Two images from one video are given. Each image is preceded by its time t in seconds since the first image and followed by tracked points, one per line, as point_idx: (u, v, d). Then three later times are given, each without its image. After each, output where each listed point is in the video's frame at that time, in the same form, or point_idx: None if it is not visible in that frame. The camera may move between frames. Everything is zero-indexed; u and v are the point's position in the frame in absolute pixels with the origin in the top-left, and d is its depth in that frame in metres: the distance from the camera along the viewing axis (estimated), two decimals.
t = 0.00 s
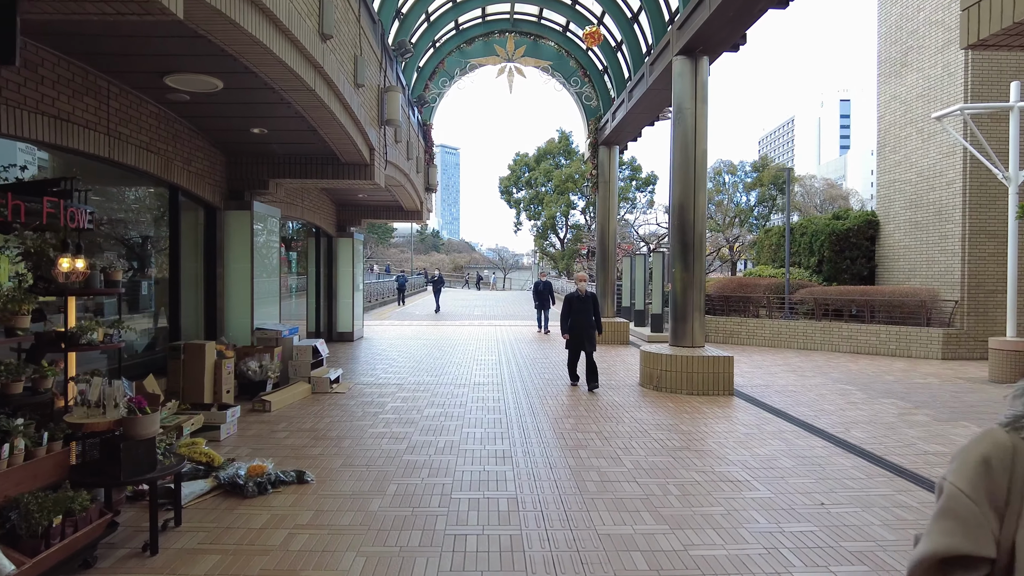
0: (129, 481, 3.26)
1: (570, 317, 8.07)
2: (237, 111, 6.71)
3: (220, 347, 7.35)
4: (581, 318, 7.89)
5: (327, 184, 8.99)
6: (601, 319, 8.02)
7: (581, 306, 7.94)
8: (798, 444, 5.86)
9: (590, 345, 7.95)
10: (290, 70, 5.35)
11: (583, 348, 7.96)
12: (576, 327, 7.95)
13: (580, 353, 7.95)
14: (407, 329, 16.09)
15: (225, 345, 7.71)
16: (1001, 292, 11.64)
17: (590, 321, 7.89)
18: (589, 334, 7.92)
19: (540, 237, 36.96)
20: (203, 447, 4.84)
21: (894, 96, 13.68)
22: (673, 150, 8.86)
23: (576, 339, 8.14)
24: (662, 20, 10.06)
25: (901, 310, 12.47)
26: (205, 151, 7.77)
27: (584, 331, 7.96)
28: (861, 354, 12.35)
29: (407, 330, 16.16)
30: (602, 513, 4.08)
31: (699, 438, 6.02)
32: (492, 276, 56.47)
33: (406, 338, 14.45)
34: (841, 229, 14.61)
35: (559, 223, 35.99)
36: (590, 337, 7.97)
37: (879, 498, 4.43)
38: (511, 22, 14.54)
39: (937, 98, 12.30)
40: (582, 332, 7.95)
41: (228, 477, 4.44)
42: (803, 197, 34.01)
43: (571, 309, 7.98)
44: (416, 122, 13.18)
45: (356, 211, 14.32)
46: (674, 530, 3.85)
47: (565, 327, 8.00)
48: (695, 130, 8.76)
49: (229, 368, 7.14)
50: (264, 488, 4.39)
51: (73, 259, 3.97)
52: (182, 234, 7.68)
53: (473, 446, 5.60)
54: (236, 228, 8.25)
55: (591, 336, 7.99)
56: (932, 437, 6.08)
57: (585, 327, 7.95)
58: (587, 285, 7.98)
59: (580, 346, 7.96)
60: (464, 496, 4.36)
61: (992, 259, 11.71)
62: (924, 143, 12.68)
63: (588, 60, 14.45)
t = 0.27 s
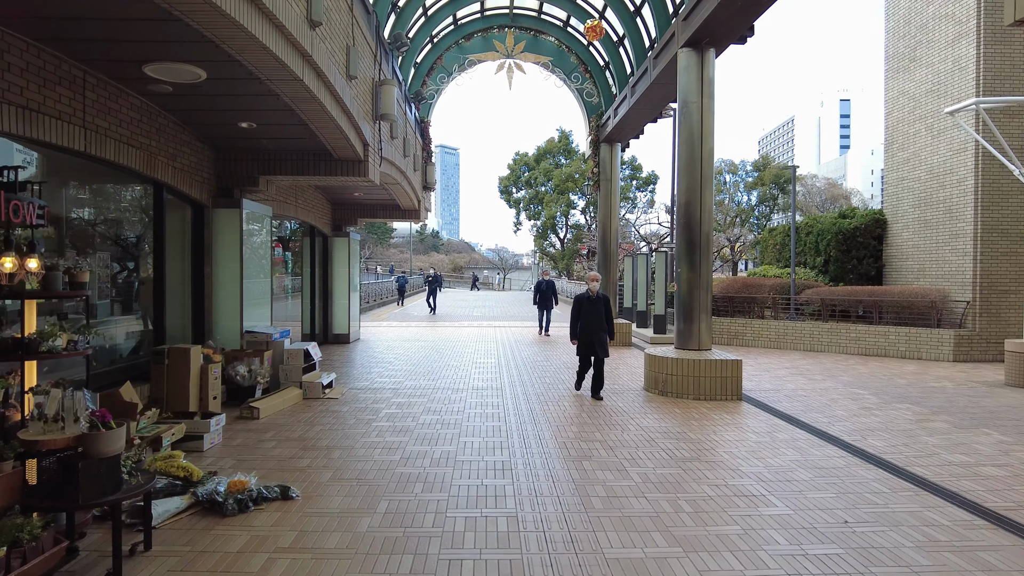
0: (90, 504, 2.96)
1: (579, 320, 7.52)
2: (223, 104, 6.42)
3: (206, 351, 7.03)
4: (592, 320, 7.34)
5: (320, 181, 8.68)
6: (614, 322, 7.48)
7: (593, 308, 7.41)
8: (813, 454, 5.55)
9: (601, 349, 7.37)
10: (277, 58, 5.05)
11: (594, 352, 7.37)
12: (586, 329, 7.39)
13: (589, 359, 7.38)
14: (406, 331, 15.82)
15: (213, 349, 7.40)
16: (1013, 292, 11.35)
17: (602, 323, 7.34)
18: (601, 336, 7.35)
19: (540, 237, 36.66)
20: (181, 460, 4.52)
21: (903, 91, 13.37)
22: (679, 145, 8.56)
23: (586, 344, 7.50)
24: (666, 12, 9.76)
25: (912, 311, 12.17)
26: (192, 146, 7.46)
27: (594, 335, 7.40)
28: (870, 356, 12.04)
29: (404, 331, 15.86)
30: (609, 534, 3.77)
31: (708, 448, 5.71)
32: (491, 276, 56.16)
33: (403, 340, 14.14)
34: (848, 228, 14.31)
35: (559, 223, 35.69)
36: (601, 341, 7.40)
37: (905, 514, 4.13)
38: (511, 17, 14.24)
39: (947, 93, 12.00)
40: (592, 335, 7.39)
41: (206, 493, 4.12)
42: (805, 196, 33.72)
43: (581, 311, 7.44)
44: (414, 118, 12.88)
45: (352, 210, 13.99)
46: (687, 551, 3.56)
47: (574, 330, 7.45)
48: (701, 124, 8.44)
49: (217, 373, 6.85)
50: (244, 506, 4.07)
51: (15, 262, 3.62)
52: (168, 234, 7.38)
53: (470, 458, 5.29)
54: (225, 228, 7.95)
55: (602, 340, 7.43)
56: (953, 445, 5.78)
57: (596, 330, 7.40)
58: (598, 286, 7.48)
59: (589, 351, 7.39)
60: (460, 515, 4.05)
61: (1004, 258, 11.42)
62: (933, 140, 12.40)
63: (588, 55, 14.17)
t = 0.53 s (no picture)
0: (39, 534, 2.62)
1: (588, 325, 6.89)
2: (208, 95, 6.10)
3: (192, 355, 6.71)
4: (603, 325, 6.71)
5: (313, 178, 8.36)
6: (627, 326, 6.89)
7: (605, 312, 6.79)
8: (832, 465, 5.23)
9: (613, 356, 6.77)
10: (262, 42, 4.72)
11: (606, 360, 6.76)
12: (597, 335, 6.77)
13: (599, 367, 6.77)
14: (404, 332, 15.51)
15: (199, 353, 7.09)
16: None
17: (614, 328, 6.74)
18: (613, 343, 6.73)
19: (540, 236, 36.33)
20: (156, 475, 4.18)
21: (912, 87, 13.06)
22: (686, 140, 8.23)
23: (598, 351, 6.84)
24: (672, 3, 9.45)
25: (923, 311, 11.82)
26: (176, 140, 7.12)
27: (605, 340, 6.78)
28: (879, 358, 11.72)
29: (402, 332, 15.57)
30: (620, 558, 3.45)
31: (721, 459, 5.39)
32: (491, 276, 55.86)
33: (400, 342, 13.83)
34: (855, 227, 13.99)
35: (559, 223, 35.38)
36: (612, 346, 6.80)
37: (940, 535, 3.80)
38: (511, 11, 13.95)
39: (959, 88, 11.68)
40: (604, 340, 6.77)
41: (182, 512, 3.79)
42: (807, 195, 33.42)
43: (591, 315, 6.82)
44: (411, 115, 12.57)
45: (347, 208, 13.66)
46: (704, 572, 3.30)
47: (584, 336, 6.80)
48: (709, 118, 8.12)
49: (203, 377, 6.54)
50: (222, 527, 3.73)
51: None
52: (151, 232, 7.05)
53: (467, 470, 4.96)
54: (213, 226, 7.62)
55: (613, 345, 6.84)
56: (980, 455, 5.45)
57: (607, 335, 6.79)
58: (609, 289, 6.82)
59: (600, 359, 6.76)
60: (457, 536, 3.72)
61: (1018, 258, 11.10)
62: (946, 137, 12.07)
63: (590, 50, 13.87)
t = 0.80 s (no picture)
0: None
1: (599, 326, 6.35)
2: (194, 82, 5.78)
3: (178, 356, 6.40)
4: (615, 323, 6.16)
5: (306, 171, 8.04)
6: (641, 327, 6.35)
7: (618, 311, 6.26)
8: (854, 474, 4.92)
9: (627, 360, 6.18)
10: (249, 22, 4.40)
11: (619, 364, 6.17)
12: (609, 336, 6.20)
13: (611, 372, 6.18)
14: (402, 331, 15.21)
15: (186, 354, 6.78)
16: None
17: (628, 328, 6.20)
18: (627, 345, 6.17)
19: (540, 235, 36.01)
20: (129, 488, 3.84)
21: (923, 81, 12.74)
22: (693, 133, 7.92)
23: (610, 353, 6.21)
24: None
25: (935, 312, 11.45)
26: (161, 130, 6.77)
27: (618, 342, 6.21)
28: (891, 359, 11.42)
29: (399, 331, 15.25)
30: None
31: (735, 468, 5.08)
32: (491, 276, 55.54)
33: (398, 342, 13.52)
34: (864, 224, 13.67)
35: (559, 221, 35.05)
36: (626, 350, 6.20)
37: (981, 554, 3.50)
38: (511, 3, 13.64)
39: (973, 81, 11.36)
40: (617, 343, 6.19)
41: (155, 531, 3.48)
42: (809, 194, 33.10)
43: (602, 315, 6.29)
44: (409, 109, 12.24)
45: (344, 204, 13.33)
46: None
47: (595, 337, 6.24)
48: (717, 110, 7.80)
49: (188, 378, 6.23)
50: (199, 546, 3.41)
51: None
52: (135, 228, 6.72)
53: (466, 480, 4.66)
54: (202, 221, 7.30)
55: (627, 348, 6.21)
56: (1010, 464, 5.14)
57: (620, 337, 6.22)
58: (621, 286, 6.37)
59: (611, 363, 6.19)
60: (458, 556, 3.41)
61: None
62: (960, 131, 11.76)
63: (593, 43, 13.59)
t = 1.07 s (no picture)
0: None
1: (611, 334, 5.72)
2: (178, 73, 5.50)
3: (162, 361, 6.13)
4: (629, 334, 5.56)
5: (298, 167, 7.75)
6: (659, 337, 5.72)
7: (633, 320, 5.61)
8: (876, 488, 4.63)
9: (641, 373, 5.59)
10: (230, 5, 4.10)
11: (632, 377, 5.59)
12: (622, 347, 5.60)
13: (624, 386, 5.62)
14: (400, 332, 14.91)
15: (171, 357, 6.48)
16: None
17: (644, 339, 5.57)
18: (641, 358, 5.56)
19: (540, 234, 35.71)
20: (95, 508, 3.52)
21: (933, 76, 12.46)
22: (700, 128, 7.64)
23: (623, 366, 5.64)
24: None
25: (945, 313, 11.16)
26: (145, 124, 6.47)
27: (632, 354, 5.60)
28: (900, 361, 11.13)
29: (397, 332, 14.97)
30: None
31: (749, 482, 4.78)
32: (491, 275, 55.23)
33: (395, 343, 13.23)
34: (872, 223, 13.38)
35: (559, 220, 34.76)
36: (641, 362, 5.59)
37: None
38: None
39: (986, 76, 11.07)
40: (630, 354, 5.59)
41: (121, 557, 3.18)
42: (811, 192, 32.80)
43: (614, 323, 5.65)
44: (407, 104, 11.95)
45: (340, 202, 13.03)
46: None
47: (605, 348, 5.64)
48: (726, 104, 7.51)
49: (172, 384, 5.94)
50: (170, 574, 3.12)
51: None
52: (116, 226, 6.40)
53: (464, 496, 4.39)
54: (188, 219, 7.00)
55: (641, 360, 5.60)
56: None
57: (634, 348, 5.61)
58: (636, 292, 5.75)
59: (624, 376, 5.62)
60: None
61: None
62: (970, 128, 11.49)
63: (595, 38, 13.27)
